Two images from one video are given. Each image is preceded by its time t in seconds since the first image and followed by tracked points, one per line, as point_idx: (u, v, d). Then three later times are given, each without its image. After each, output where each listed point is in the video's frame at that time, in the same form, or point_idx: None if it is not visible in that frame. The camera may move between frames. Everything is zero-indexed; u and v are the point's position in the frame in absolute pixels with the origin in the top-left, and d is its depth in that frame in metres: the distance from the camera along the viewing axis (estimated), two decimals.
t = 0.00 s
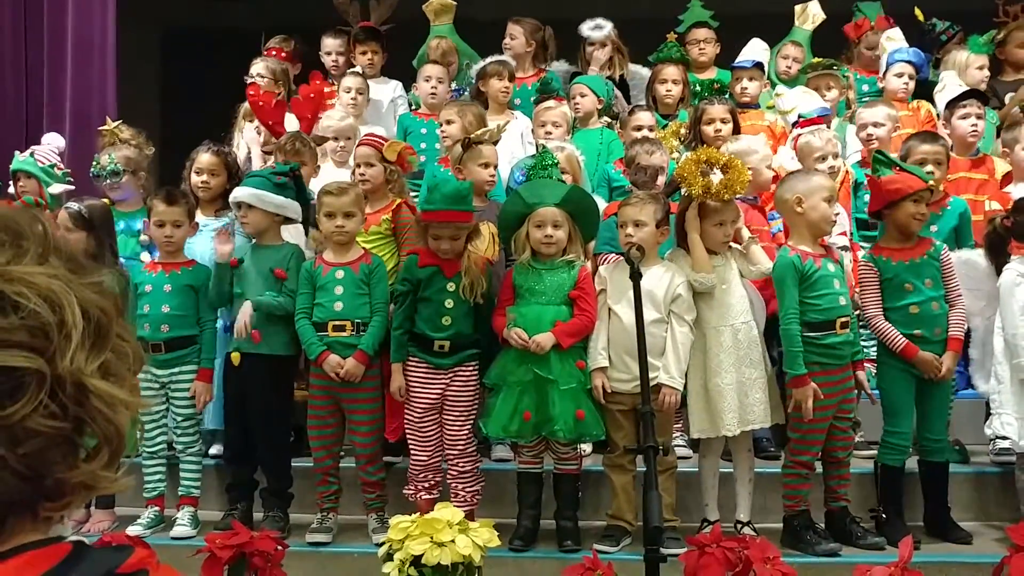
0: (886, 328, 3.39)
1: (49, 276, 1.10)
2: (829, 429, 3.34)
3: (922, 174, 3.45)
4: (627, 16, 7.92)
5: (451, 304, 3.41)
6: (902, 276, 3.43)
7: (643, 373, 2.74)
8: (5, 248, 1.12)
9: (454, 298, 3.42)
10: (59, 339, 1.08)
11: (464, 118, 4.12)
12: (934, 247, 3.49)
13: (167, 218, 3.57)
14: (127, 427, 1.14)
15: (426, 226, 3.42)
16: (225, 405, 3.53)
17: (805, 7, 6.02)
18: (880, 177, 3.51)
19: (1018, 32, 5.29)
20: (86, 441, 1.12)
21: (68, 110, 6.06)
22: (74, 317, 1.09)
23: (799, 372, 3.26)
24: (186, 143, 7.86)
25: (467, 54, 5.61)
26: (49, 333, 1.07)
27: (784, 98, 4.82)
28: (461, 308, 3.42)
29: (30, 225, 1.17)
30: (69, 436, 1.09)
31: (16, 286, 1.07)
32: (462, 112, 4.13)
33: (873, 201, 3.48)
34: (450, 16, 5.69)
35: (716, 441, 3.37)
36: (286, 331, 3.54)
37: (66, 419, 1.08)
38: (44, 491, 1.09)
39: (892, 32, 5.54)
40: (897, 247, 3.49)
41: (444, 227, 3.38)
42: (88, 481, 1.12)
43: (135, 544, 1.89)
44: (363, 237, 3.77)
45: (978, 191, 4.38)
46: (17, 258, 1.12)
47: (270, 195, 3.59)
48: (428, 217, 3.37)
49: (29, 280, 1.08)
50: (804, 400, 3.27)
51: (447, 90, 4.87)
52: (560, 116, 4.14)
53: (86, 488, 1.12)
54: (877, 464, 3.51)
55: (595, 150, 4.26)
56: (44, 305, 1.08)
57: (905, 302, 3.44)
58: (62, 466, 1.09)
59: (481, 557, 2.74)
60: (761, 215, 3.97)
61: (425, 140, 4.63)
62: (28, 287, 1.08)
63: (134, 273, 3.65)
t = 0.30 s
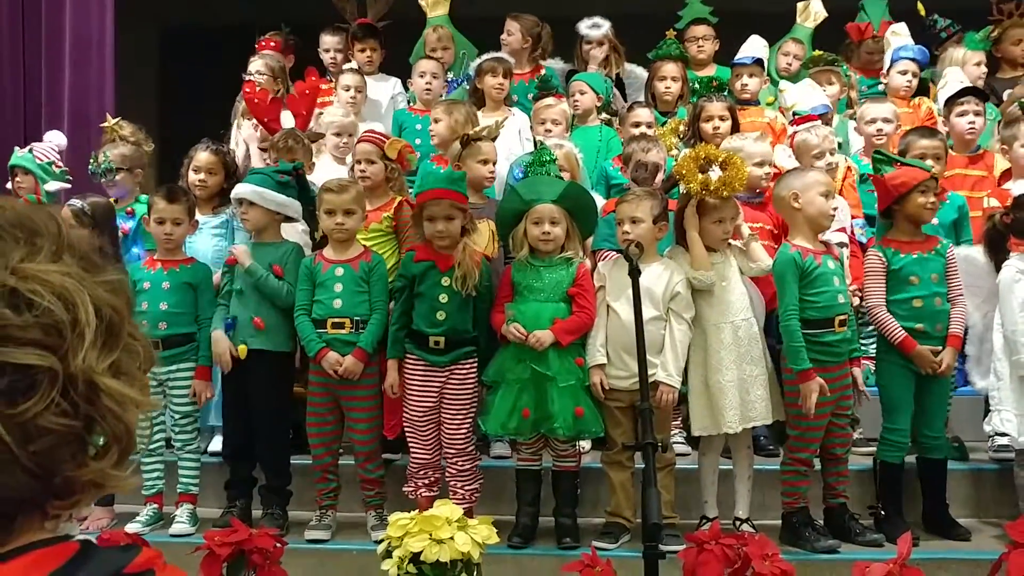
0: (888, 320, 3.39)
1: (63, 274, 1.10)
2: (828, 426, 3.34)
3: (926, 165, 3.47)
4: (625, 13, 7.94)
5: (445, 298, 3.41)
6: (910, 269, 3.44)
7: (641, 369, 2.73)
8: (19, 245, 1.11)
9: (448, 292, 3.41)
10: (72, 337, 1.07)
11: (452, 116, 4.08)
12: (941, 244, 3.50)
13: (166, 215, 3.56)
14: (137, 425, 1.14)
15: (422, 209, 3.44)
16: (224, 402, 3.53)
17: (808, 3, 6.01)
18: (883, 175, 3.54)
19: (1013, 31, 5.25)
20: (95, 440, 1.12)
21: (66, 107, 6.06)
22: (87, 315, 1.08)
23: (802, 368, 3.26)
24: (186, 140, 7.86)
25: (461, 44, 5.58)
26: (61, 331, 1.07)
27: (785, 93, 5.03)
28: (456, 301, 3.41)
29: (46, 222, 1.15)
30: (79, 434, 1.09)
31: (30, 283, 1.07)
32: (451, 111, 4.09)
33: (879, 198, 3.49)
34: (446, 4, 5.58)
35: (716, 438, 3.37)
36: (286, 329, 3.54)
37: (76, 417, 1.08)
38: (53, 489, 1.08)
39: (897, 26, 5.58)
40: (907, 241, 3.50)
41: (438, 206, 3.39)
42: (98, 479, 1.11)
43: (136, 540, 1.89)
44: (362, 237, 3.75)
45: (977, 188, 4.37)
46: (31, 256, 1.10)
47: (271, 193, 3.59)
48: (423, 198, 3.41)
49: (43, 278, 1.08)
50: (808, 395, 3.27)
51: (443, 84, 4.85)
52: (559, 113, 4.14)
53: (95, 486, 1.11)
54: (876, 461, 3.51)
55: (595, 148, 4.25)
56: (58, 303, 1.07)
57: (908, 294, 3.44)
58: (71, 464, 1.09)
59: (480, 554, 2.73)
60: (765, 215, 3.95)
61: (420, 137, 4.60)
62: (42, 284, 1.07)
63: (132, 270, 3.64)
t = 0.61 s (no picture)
0: (901, 308, 3.39)
1: (75, 275, 1.10)
2: (828, 425, 3.35)
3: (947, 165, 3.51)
4: (625, 11, 7.95)
5: (449, 297, 3.40)
6: (933, 265, 3.44)
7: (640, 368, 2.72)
8: (31, 244, 1.11)
9: (452, 290, 3.41)
10: (83, 339, 1.07)
11: (429, 116, 4.05)
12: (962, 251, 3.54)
13: (165, 215, 3.57)
14: (146, 427, 1.14)
15: (422, 206, 3.46)
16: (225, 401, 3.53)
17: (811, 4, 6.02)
18: (904, 179, 3.58)
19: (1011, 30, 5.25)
20: (104, 441, 1.12)
21: (66, 106, 6.06)
22: (98, 317, 1.09)
23: (809, 366, 3.26)
24: (186, 139, 7.87)
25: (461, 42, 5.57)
26: (72, 332, 1.07)
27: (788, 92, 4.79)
28: (459, 300, 3.41)
29: (58, 225, 1.15)
30: (89, 436, 1.09)
31: (42, 284, 1.07)
32: (426, 111, 4.05)
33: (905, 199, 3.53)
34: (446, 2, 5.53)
35: (717, 437, 3.38)
36: (287, 329, 3.54)
37: (87, 418, 1.08)
38: (62, 489, 1.09)
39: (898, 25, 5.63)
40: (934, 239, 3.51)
41: (440, 199, 3.41)
42: (106, 480, 1.11)
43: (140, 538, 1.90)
44: (372, 236, 3.71)
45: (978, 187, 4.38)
46: (44, 257, 1.10)
47: (272, 193, 3.60)
48: (426, 193, 3.44)
49: (55, 280, 1.08)
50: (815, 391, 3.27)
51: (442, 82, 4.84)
52: (559, 113, 4.14)
53: (104, 487, 1.12)
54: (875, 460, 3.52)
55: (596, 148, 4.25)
56: (70, 305, 1.08)
57: (925, 289, 3.45)
58: (79, 465, 1.09)
59: (480, 553, 2.74)
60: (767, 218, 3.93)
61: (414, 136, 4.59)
62: (54, 286, 1.08)
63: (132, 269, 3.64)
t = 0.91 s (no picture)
0: (910, 306, 3.37)
1: (77, 275, 1.10)
2: (831, 425, 3.35)
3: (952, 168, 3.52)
4: (625, 11, 7.95)
5: (449, 295, 3.40)
6: (942, 265, 3.44)
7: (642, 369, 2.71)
8: (33, 243, 1.11)
9: (452, 288, 3.40)
10: (86, 338, 1.07)
11: (412, 117, 4.07)
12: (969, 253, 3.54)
13: (165, 216, 3.56)
14: (148, 426, 1.14)
15: (426, 202, 3.45)
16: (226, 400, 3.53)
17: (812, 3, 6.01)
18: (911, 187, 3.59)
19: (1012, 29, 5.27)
20: (106, 440, 1.12)
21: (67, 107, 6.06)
22: (100, 316, 1.08)
23: (822, 361, 3.26)
24: (187, 139, 7.87)
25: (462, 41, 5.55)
26: (75, 331, 1.07)
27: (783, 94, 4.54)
28: (460, 298, 3.41)
29: (59, 224, 1.15)
30: (91, 435, 1.09)
31: (45, 283, 1.07)
32: (409, 111, 4.07)
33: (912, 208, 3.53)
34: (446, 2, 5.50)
35: (719, 436, 3.38)
36: (290, 329, 3.54)
37: (89, 418, 1.08)
38: (65, 489, 1.09)
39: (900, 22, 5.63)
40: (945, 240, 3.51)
41: (445, 196, 3.41)
42: (109, 480, 1.11)
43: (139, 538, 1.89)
44: (385, 235, 3.72)
45: (982, 187, 4.37)
46: (46, 256, 1.10)
47: (275, 192, 3.61)
48: (429, 190, 3.44)
49: (57, 278, 1.08)
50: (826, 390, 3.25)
51: (443, 79, 4.82)
52: (559, 113, 4.13)
53: (106, 486, 1.11)
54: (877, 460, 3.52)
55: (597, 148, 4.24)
56: (72, 304, 1.07)
57: (931, 289, 3.45)
58: (81, 465, 1.09)
59: (481, 553, 2.74)
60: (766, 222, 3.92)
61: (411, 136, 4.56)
62: (57, 284, 1.08)
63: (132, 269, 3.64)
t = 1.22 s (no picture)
0: (905, 312, 3.38)
1: (72, 274, 1.10)
2: (831, 425, 3.35)
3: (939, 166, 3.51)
4: (627, 11, 7.95)
5: (448, 297, 3.40)
6: (934, 267, 3.45)
7: (644, 370, 2.71)
8: (28, 244, 1.11)
9: (452, 290, 3.40)
10: (82, 337, 1.08)
11: (410, 118, 4.06)
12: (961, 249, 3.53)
13: (168, 217, 3.56)
14: (145, 424, 1.14)
15: (427, 203, 3.45)
16: (228, 400, 3.53)
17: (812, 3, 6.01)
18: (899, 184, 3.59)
19: (1015, 31, 5.27)
20: (103, 439, 1.12)
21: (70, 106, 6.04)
22: (96, 315, 1.09)
23: (821, 363, 3.25)
24: (189, 140, 7.87)
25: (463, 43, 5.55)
26: (72, 331, 1.07)
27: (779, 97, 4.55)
28: (459, 299, 3.40)
29: (54, 225, 1.15)
30: (89, 434, 1.09)
31: (40, 284, 1.07)
32: (407, 112, 4.07)
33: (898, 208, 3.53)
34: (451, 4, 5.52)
35: (720, 437, 3.38)
36: (295, 329, 3.56)
37: (86, 416, 1.08)
38: (64, 488, 1.09)
39: (902, 25, 5.64)
40: (934, 241, 3.51)
41: (448, 196, 3.41)
42: (107, 479, 1.11)
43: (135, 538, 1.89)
44: (389, 233, 3.72)
45: (986, 188, 4.37)
46: (41, 256, 1.11)
47: (279, 192, 3.62)
48: (432, 189, 3.44)
49: (52, 278, 1.08)
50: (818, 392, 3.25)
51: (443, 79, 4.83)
52: (560, 113, 4.12)
53: (105, 485, 1.12)
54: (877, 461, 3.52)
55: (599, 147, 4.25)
56: (68, 304, 1.08)
57: (926, 292, 3.46)
58: (79, 464, 1.09)
59: (483, 554, 2.74)
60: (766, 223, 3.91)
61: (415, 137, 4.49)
62: (53, 284, 1.08)
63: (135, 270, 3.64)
